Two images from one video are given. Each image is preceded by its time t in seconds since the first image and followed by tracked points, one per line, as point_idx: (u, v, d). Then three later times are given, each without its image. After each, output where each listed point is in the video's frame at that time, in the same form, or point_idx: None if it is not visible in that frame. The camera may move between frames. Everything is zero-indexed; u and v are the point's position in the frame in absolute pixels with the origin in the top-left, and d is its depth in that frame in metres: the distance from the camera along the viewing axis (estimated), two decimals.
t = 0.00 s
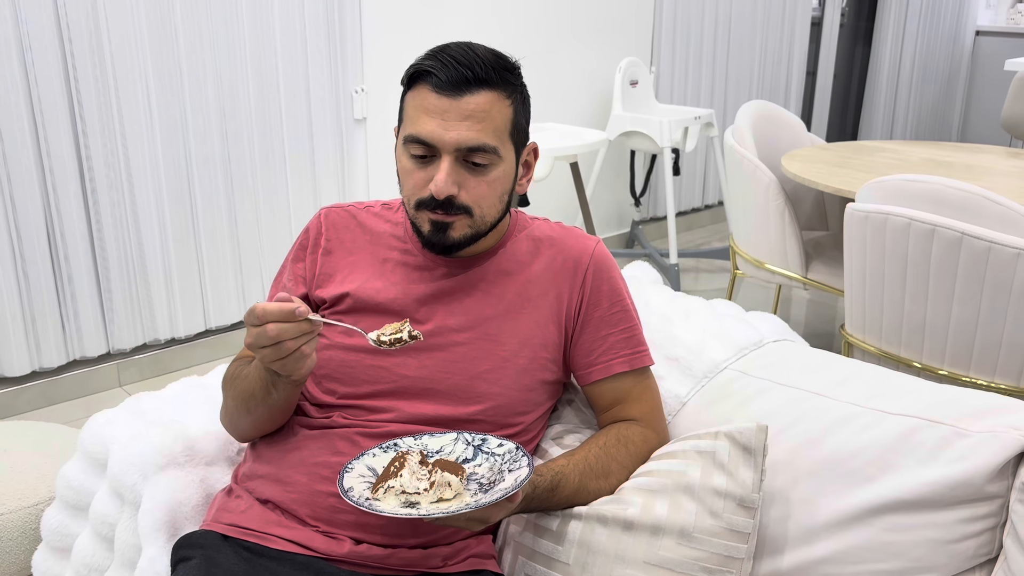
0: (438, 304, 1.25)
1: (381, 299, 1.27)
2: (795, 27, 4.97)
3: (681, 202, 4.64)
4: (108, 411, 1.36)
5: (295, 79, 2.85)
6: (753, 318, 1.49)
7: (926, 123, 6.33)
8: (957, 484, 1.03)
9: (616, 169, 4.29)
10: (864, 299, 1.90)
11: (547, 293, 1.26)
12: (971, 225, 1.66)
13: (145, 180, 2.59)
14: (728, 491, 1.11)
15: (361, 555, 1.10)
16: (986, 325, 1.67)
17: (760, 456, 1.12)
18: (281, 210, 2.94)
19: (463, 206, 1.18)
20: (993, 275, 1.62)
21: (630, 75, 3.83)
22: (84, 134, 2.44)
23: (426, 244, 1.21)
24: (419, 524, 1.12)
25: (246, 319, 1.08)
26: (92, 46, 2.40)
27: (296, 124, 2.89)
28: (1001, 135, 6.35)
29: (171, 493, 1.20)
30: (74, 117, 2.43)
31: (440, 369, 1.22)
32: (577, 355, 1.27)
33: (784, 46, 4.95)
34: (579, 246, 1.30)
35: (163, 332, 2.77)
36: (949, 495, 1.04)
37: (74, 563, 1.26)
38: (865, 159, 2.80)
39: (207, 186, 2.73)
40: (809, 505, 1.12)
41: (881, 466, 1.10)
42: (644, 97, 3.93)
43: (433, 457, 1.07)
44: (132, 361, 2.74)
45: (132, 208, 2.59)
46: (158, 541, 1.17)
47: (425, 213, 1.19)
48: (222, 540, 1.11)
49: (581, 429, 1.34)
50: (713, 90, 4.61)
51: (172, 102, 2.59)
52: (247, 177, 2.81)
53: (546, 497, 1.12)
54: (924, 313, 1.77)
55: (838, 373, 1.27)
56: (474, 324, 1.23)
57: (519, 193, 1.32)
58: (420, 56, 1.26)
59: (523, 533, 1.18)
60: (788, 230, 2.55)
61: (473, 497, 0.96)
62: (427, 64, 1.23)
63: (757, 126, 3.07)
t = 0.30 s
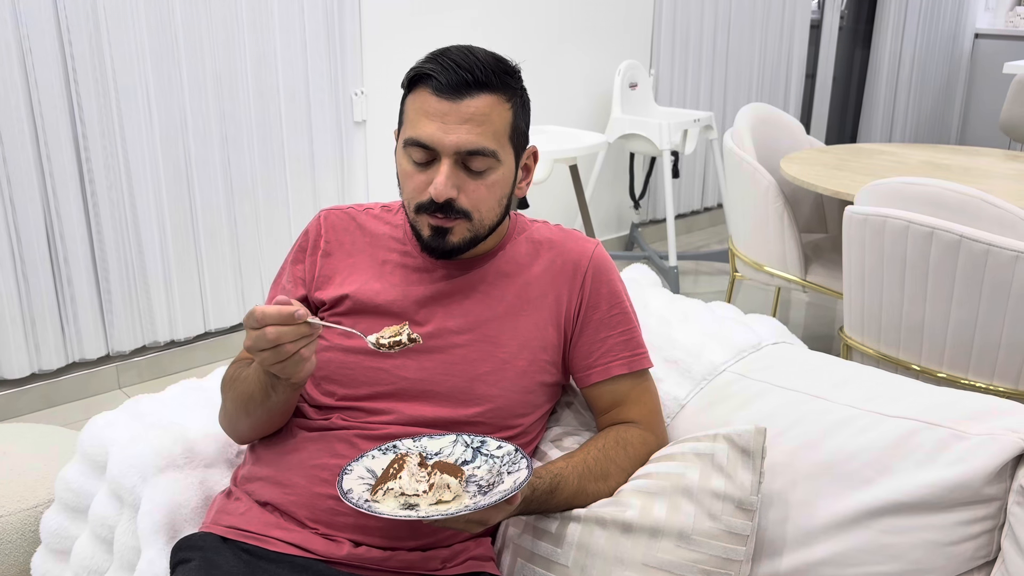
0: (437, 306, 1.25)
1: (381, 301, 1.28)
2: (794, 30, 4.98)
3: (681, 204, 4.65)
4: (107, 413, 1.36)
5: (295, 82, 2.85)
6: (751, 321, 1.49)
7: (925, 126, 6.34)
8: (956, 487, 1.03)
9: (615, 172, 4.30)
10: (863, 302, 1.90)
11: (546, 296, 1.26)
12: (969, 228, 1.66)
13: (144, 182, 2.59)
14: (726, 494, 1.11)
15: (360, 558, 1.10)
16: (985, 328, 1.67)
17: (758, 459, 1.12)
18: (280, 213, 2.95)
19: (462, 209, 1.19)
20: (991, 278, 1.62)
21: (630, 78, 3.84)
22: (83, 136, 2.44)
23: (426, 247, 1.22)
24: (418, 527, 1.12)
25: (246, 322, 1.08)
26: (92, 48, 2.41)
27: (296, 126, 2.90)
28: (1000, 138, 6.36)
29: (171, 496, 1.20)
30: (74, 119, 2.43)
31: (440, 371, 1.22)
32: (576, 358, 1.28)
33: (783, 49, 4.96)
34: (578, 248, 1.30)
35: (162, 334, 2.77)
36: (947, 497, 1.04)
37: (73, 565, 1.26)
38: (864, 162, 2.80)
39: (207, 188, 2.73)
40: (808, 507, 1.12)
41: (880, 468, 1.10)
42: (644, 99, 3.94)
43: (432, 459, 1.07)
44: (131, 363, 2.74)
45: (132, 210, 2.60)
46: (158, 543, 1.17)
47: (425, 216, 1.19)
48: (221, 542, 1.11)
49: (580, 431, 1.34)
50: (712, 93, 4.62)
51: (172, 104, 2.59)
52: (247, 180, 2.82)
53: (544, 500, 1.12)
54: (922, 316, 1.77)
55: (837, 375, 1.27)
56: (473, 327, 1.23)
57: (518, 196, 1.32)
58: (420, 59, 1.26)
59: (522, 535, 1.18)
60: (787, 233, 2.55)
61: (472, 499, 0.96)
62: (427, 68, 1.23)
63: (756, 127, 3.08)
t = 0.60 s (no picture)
0: (435, 306, 1.25)
1: (380, 303, 1.27)
2: (794, 31, 4.98)
3: (680, 206, 4.65)
4: (106, 414, 1.36)
5: (294, 83, 2.85)
6: (750, 321, 1.49)
7: (925, 128, 6.35)
8: (956, 488, 1.03)
9: (614, 173, 4.30)
10: (862, 302, 1.90)
11: (545, 297, 1.26)
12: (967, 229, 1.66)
13: (144, 183, 2.59)
14: (726, 494, 1.11)
15: (358, 558, 1.10)
16: (984, 328, 1.67)
17: (758, 459, 1.12)
18: (280, 213, 2.94)
19: (457, 220, 1.18)
20: (991, 279, 1.62)
21: (629, 78, 3.84)
22: (82, 136, 2.44)
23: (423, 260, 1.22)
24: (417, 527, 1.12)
25: (270, 293, 1.08)
26: (91, 48, 2.41)
27: (295, 126, 2.89)
28: (999, 140, 6.37)
29: (170, 496, 1.20)
30: (72, 120, 2.43)
31: (439, 372, 1.22)
32: (575, 359, 1.28)
33: (782, 51, 4.96)
34: (577, 249, 1.30)
35: (161, 334, 2.77)
36: (946, 498, 1.04)
37: (72, 565, 1.26)
38: (863, 163, 2.81)
39: (205, 189, 2.73)
40: (807, 508, 1.12)
41: (879, 469, 1.10)
42: (643, 100, 3.94)
43: (430, 459, 1.07)
44: (130, 364, 2.74)
45: (131, 210, 2.59)
46: (156, 544, 1.17)
47: (421, 228, 1.19)
48: (220, 542, 1.11)
49: (580, 432, 1.34)
50: (711, 94, 4.62)
51: (172, 104, 2.59)
52: (246, 181, 2.81)
53: (543, 500, 1.11)
54: (922, 317, 1.77)
55: (836, 376, 1.27)
56: (472, 327, 1.23)
57: (516, 201, 1.31)
58: (414, 66, 1.25)
59: (521, 536, 1.18)
60: (786, 234, 2.55)
61: (470, 499, 0.96)
62: (420, 76, 1.22)
63: (756, 128, 3.08)
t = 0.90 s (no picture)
0: (435, 305, 1.24)
1: (380, 303, 1.26)
2: (793, 30, 4.97)
3: (679, 205, 4.65)
4: (105, 413, 1.35)
5: (293, 83, 2.85)
6: (751, 321, 1.48)
7: (924, 128, 6.35)
8: (957, 488, 1.03)
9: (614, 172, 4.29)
10: (862, 301, 1.90)
11: (546, 297, 1.26)
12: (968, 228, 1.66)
13: (143, 182, 2.58)
14: (726, 494, 1.11)
15: (358, 558, 1.10)
16: (984, 327, 1.67)
17: (758, 459, 1.12)
18: (279, 213, 2.94)
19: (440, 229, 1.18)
20: (991, 278, 1.62)
21: (629, 78, 3.83)
22: (81, 135, 2.44)
23: (415, 272, 1.24)
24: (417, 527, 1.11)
25: (314, 262, 1.07)
26: (89, 47, 2.40)
27: (294, 125, 2.89)
28: (998, 139, 6.37)
29: (169, 495, 1.20)
30: (71, 119, 2.42)
31: (438, 372, 1.22)
32: (575, 359, 1.27)
33: (782, 50, 4.96)
34: (577, 249, 1.29)
35: (160, 334, 2.76)
36: (947, 498, 1.04)
37: (71, 564, 1.25)
38: (863, 163, 2.80)
39: (204, 187, 2.73)
40: (808, 508, 1.12)
41: (881, 469, 1.09)
42: (643, 100, 3.93)
43: (431, 460, 1.07)
44: (129, 363, 2.73)
45: (130, 209, 2.59)
46: (155, 544, 1.16)
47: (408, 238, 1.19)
48: (219, 542, 1.10)
49: (580, 431, 1.34)
50: (711, 93, 4.62)
51: (171, 103, 2.59)
52: (245, 180, 2.81)
53: (544, 500, 1.11)
54: (921, 316, 1.76)
55: (838, 375, 1.27)
56: (472, 328, 1.23)
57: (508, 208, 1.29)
58: (399, 73, 1.24)
59: (521, 536, 1.17)
60: (786, 233, 2.55)
61: (471, 500, 0.96)
62: (403, 82, 1.21)
63: (756, 127, 3.08)
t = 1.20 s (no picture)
0: (434, 304, 1.24)
1: (377, 302, 1.26)
2: (793, 29, 4.97)
3: (679, 204, 4.64)
4: (103, 412, 1.35)
5: (292, 81, 2.84)
6: (751, 319, 1.48)
7: (924, 126, 6.34)
8: (959, 487, 1.03)
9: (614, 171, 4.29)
10: (863, 300, 1.89)
11: (546, 296, 1.25)
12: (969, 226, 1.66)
13: (142, 180, 2.58)
14: (727, 493, 1.11)
15: (358, 558, 1.10)
16: (985, 326, 1.66)
17: (759, 458, 1.12)
18: (279, 212, 2.94)
19: (426, 231, 1.17)
20: (992, 276, 1.61)
21: (629, 76, 3.83)
22: (81, 133, 2.43)
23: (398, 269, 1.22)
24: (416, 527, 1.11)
25: (319, 259, 1.07)
26: (88, 45, 2.39)
27: (294, 123, 2.89)
28: (998, 138, 6.36)
29: (167, 495, 1.19)
30: (70, 117, 2.42)
31: (438, 372, 1.21)
32: (575, 358, 1.27)
33: (782, 49, 4.96)
34: (577, 247, 1.28)
35: (160, 332, 2.76)
36: (950, 497, 1.03)
37: (70, 563, 1.25)
38: (863, 161, 2.80)
39: (204, 186, 2.72)
40: (809, 507, 1.12)
41: (882, 468, 1.09)
42: (643, 98, 3.93)
43: (430, 459, 1.07)
44: (129, 362, 2.73)
45: (129, 207, 2.58)
46: (154, 543, 1.16)
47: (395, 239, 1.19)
48: (217, 541, 1.10)
49: (579, 430, 1.33)
50: (710, 92, 4.61)
51: (170, 101, 2.58)
52: (245, 179, 2.81)
53: (544, 500, 1.11)
54: (922, 315, 1.76)
55: (838, 374, 1.26)
56: (472, 327, 1.22)
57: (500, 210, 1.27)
58: (386, 74, 1.24)
59: (521, 536, 1.17)
60: (786, 232, 2.55)
61: (471, 501, 0.95)
62: (389, 84, 1.20)
63: (756, 125, 3.07)
